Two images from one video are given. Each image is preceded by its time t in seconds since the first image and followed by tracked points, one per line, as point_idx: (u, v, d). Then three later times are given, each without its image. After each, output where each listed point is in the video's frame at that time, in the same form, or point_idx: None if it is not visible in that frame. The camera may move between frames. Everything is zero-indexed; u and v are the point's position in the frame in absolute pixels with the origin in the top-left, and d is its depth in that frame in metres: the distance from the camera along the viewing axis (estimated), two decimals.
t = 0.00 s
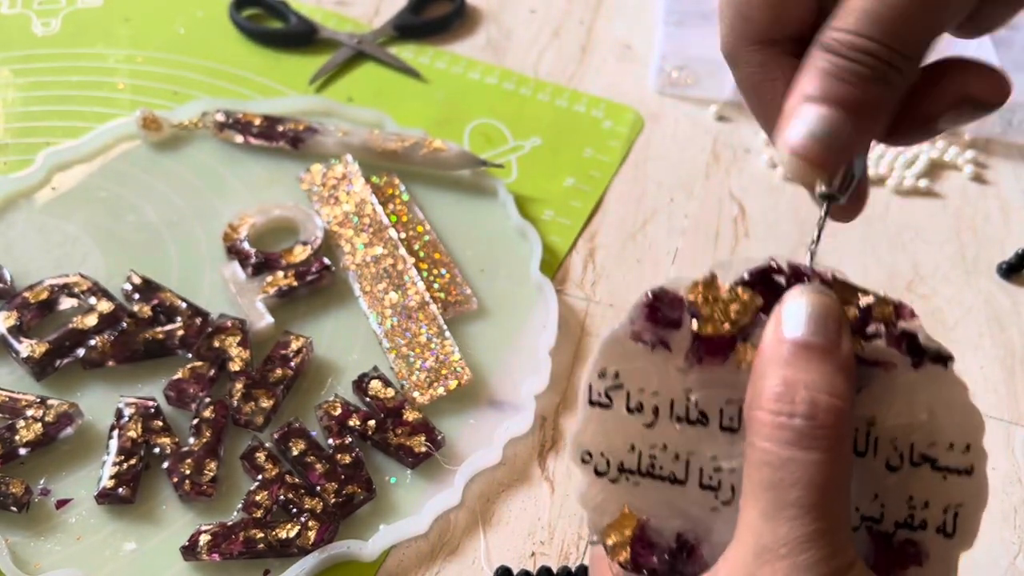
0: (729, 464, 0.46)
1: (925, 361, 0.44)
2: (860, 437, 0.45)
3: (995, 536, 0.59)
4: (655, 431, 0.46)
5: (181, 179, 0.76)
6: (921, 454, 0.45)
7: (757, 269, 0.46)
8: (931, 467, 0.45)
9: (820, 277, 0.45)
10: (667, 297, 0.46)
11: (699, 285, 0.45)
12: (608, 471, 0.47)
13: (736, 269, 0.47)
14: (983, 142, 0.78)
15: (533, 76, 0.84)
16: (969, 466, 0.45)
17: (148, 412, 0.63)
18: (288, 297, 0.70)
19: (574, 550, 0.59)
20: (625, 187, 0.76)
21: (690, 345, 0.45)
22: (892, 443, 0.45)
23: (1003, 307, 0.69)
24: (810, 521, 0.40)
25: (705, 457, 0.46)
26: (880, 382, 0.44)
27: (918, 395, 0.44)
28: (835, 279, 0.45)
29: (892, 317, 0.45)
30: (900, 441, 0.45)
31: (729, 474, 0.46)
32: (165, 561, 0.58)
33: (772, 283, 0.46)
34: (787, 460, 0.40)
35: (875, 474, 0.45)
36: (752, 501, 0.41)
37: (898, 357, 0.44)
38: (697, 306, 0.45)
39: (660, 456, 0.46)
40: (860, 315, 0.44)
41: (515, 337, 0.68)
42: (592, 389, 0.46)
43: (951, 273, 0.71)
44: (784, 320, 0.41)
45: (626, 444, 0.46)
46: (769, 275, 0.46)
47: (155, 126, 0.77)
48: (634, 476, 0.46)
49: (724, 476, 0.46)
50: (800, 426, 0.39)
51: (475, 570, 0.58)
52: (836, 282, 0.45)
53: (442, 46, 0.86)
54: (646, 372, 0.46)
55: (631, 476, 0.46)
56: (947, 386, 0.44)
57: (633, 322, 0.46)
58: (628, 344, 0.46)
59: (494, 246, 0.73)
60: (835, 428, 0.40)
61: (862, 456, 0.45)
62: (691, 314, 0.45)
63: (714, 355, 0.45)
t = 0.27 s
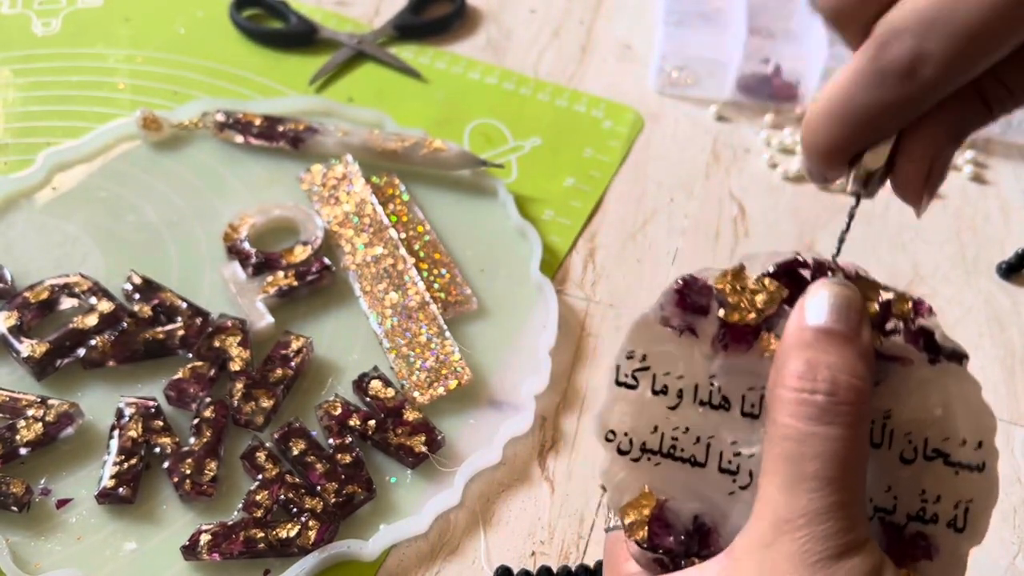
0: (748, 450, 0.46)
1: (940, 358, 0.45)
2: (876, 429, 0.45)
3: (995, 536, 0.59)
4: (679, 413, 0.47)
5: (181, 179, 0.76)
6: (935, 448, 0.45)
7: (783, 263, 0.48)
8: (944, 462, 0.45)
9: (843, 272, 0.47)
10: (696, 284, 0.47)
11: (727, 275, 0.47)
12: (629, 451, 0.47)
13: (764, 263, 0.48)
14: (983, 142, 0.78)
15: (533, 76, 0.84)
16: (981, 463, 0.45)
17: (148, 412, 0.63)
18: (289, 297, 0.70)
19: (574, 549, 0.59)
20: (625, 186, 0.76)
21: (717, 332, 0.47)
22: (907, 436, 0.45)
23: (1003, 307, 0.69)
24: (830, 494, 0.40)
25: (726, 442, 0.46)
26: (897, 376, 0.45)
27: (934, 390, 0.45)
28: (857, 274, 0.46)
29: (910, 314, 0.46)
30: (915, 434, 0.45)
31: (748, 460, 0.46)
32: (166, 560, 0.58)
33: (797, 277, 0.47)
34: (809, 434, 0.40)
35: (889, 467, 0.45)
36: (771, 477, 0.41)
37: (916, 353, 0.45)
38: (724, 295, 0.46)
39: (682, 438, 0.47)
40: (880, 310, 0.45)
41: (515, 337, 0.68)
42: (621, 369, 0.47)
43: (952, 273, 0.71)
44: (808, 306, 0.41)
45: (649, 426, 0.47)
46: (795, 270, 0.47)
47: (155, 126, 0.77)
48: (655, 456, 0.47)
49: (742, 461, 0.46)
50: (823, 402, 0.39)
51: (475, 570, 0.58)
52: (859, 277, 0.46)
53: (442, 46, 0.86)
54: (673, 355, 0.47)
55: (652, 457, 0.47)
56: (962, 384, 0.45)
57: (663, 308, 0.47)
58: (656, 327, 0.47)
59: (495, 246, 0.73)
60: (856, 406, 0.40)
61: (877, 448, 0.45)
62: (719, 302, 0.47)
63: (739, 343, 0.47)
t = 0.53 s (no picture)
0: (737, 443, 0.47)
1: (926, 346, 0.46)
2: (864, 418, 0.45)
3: (994, 535, 0.60)
4: (667, 409, 0.47)
5: (182, 180, 0.76)
6: (923, 436, 0.45)
7: (766, 255, 0.47)
8: (933, 449, 0.45)
9: (826, 264, 0.46)
10: (680, 280, 0.47)
11: (710, 270, 0.46)
12: (621, 448, 0.48)
13: (747, 256, 0.48)
14: (981, 142, 0.78)
15: (533, 76, 0.85)
16: (970, 448, 0.45)
17: (149, 412, 0.63)
18: (289, 297, 0.70)
19: (574, 548, 0.59)
20: (625, 187, 0.77)
21: (701, 328, 0.47)
22: (894, 425, 0.45)
23: (1001, 308, 0.69)
24: (815, 491, 0.39)
25: (715, 435, 0.47)
26: (882, 364, 0.46)
27: (920, 377, 0.46)
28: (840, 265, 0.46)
29: (894, 303, 0.46)
30: (903, 422, 0.45)
31: (737, 454, 0.47)
32: (167, 560, 0.59)
33: (780, 270, 0.47)
34: (792, 432, 0.40)
35: (878, 456, 0.45)
36: (758, 474, 0.41)
37: (900, 342, 0.46)
38: (708, 290, 0.47)
39: (671, 434, 0.47)
40: (863, 299, 0.46)
41: (515, 337, 0.69)
42: (609, 367, 0.48)
43: (950, 273, 0.71)
44: (789, 302, 0.42)
45: (639, 422, 0.48)
46: (777, 262, 0.47)
47: (156, 127, 0.77)
48: (646, 453, 0.47)
49: (731, 454, 0.47)
50: (804, 399, 0.39)
51: (475, 570, 0.59)
52: (841, 267, 0.46)
53: (442, 47, 0.87)
54: (660, 352, 0.47)
55: (644, 453, 0.47)
56: (948, 370, 0.46)
57: (649, 305, 0.47)
58: (642, 325, 0.48)
59: (495, 246, 0.73)
60: (839, 401, 0.40)
61: (865, 437, 0.45)
62: (703, 297, 0.47)
63: (724, 338, 0.47)
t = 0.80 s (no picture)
0: (722, 440, 0.46)
1: (912, 337, 0.45)
2: (850, 412, 0.45)
3: (995, 536, 0.59)
4: (650, 407, 0.46)
5: (181, 179, 0.76)
6: (909, 429, 0.45)
7: (749, 248, 0.46)
8: (919, 442, 0.45)
9: (810, 255, 0.46)
10: (663, 274, 0.46)
11: (693, 264, 0.46)
12: (604, 447, 0.47)
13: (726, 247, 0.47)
14: (983, 142, 0.78)
15: (533, 76, 0.84)
16: (957, 441, 0.45)
17: (148, 412, 0.63)
18: (289, 297, 0.70)
19: (574, 549, 0.59)
20: (625, 186, 0.76)
21: (685, 323, 0.46)
22: (881, 418, 0.45)
23: (1003, 308, 0.69)
24: (805, 487, 0.39)
25: (699, 432, 0.46)
26: (868, 357, 0.45)
27: (906, 369, 0.45)
28: (825, 257, 0.46)
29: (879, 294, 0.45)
30: (889, 416, 0.45)
31: (723, 450, 0.46)
32: (165, 561, 0.58)
33: (763, 263, 0.46)
34: (780, 427, 0.39)
35: (865, 450, 0.45)
36: (747, 470, 0.41)
37: (886, 334, 0.45)
38: (691, 284, 0.46)
39: (655, 431, 0.46)
40: (848, 292, 0.45)
41: (516, 337, 0.68)
42: (591, 365, 0.47)
43: (951, 273, 0.71)
44: (774, 296, 0.41)
45: (622, 421, 0.47)
46: (760, 255, 0.46)
47: (155, 126, 0.77)
48: (630, 451, 0.46)
49: (717, 452, 0.46)
50: (792, 392, 0.39)
51: (475, 571, 0.58)
52: (826, 261, 0.46)
53: (442, 46, 0.86)
54: (642, 349, 0.46)
55: (626, 453, 0.46)
56: (934, 359, 0.45)
57: (630, 301, 0.46)
58: (625, 320, 0.47)
59: (495, 246, 0.73)
60: (827, 395, 0.39)
61: (851, 430, 0.45)
62: (686, 292, 0.46)
63: (707, 332, 0.46)
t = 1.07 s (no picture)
0: (774, 413, 0.47)
1: (967, 335, 0.47)
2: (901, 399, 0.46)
3: (992, 534, 0.60)
4: (707, 376, 0.48)
5: (183, 180, 0.76)
6: (955, 423, 0.46)
7: (818, 236, 0.49)
8: (964, 436, 0.46)
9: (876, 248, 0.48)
10: (733, 251, 0.49)
11: (764, 244, 0.49)
12: (656, 409, 0.48)
13: (800, 237, 0.50)
14: (981, 143, 0.78)
15: (533, 76, 0.85)
16: (1000, 440, 0.46)
17: (149, 412, 0.63)
18: (289, 297, 0.70)
19: (574, 548, 0.59)
20: (625, 187, 0.77)
21: (750, 297, 0.49)
22: (929, 410, 0.46)
23: (1000, 308, 0.69)
24: (859, 454, 0.39)
25: (752, 406, 0.48)
26: (921, 349, 0.47)
27: (958, 366, 0.46)
28: (888, 251, 0.48)
29: (939, 292, 0.47)
30: (937, 409, 0.46)
31: (774, 424, 0.47)
32: (167, 559, 0.59)
33: (832, 251, 0.49)
34: (836, 396, 0.39)
35: (912, 437, 0.45)
36: (800, 436, 0.40)
37: (942, 330, 0.47)
38: (760, 263, 0.49)
39: (708, 400, 0.48)
40: (910, 285, 0.47)
41: (515, 337, 0.69)
42: (654, 329, 0.49)
43: (949, 273, 0.71)
44: (840, 279, 0.42)
45: (678, 386, 0.48)
46: (829, 242, 0.49)
47: (157, 127, 0.77)
48: (682, 416, 0.48)
49: (768, 425, 0.47)
50: (853, 364, 0.39)
51: (474, 569, 0.59)
52: (892, 256, 0.48)
53: (442, 47, 0.87)
54: (705, 318, 0.49)
55: (679, 416, 0.48)
56: (984, 361, 0.47)
57: (700, 273, 0.49)
58: (694, 292, 0.49)
59: (495, 247, 0.73)
60: (886, 371, 0.39)
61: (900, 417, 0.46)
62: (754, 269, 0.49)
63: (771, 309, 0.48)
